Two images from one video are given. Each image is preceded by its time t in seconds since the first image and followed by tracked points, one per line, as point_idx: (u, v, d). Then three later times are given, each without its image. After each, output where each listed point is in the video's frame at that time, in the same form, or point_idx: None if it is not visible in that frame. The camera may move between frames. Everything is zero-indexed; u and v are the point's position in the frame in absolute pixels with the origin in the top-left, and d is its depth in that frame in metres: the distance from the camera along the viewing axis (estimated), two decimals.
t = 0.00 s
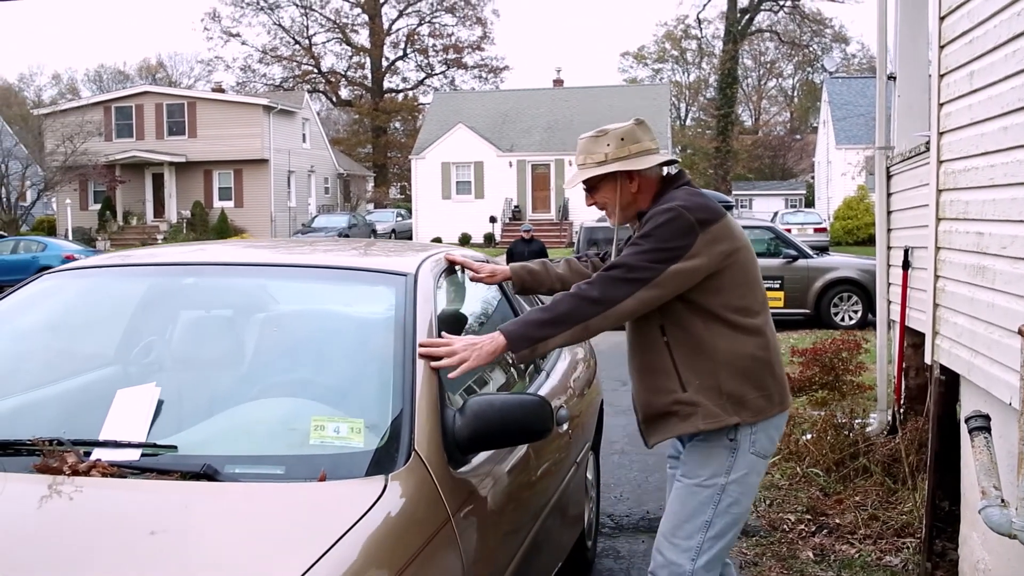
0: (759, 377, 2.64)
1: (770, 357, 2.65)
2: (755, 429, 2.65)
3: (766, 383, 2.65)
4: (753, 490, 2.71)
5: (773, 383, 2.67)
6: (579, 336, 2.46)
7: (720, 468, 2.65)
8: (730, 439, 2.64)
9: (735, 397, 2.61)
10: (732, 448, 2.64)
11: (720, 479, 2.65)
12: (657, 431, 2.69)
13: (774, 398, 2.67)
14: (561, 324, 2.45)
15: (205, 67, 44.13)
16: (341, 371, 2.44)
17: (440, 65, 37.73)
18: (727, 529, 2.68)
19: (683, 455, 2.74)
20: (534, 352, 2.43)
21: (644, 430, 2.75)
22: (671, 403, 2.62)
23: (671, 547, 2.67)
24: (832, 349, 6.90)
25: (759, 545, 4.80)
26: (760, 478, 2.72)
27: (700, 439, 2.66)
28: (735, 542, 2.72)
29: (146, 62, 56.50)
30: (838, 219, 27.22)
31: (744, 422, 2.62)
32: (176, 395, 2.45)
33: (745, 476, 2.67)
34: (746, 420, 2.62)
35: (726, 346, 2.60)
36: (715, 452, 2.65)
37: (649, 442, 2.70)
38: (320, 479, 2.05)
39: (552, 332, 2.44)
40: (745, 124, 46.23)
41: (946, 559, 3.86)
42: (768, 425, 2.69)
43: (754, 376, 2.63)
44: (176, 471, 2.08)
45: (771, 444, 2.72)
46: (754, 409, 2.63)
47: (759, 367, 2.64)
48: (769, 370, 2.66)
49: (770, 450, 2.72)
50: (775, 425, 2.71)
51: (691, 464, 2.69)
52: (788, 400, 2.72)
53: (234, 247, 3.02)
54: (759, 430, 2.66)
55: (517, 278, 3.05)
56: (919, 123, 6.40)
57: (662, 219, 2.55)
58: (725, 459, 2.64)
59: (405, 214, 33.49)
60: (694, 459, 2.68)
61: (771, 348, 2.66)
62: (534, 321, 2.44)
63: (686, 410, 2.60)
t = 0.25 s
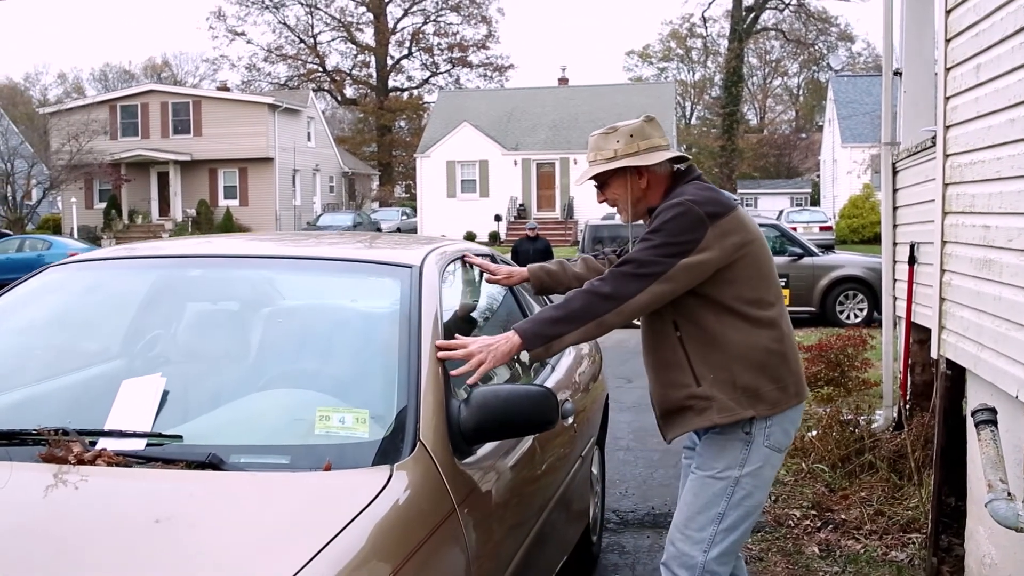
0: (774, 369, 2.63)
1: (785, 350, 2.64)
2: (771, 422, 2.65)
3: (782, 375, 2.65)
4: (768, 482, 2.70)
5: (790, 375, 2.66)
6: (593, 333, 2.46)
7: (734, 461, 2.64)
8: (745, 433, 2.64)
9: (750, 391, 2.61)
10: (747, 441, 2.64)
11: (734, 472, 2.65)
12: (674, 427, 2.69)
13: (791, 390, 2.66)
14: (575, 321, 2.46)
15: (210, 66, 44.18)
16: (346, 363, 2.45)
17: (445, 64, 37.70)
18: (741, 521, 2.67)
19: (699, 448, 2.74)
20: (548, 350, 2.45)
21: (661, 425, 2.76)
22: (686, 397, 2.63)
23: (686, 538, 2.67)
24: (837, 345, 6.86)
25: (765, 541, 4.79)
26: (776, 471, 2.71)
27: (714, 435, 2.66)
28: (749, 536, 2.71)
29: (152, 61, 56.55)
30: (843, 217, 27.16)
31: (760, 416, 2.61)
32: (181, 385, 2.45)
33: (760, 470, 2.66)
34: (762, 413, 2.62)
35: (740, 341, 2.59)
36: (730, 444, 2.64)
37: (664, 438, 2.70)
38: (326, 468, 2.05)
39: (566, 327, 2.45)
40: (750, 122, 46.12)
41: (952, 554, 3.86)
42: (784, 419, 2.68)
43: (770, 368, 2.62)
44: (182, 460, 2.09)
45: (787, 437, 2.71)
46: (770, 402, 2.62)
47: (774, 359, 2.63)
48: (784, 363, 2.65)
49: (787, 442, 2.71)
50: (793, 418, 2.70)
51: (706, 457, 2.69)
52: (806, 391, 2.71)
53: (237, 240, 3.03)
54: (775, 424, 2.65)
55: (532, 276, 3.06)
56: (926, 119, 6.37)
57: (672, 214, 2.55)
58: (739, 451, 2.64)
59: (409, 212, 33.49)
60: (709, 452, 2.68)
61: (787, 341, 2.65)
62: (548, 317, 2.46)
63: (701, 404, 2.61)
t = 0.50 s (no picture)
0: (782, 365, 2.63)
1: (793, 344, 2.64)
2: (779, 419, 2.64)
3: (790, 370, 2.64)
4: (776, 478, 2.69)
5: (798, 370, 2.66)
6: (601, 332, 2.46)
7: (741, 458, 2.64)
8: (754, 430, 2.63)
9: (759, 387, 2.61)
10: (755, 438, 2.63)
11: (742, 469, 2.64)
12: (682, 426, 2.69)
13: (799, 386, 2.66)
14: (582, 321, 2.46)
15: (215, 68, 44.29)
16: (351, 358, 2.45)
17: (450, 65, 37.72)
18: (748, 518, 2.66)
19: (707, 445, 2.73)
20: (557, 349, 2.44)
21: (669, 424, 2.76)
22: (693, 396, 2.63)
23: (693, 536, 2.66)
24: (843, 344, 6.87)
25: (770, 540, 4.78)
26: (783, 467, 2.71)
27: (722, 433, 2.65)
28: (756, 533, 2.70)
29: (158, 63, 56.69)
30: (849, 218, 27.11)
31: (768, 412, 2.61)
32: (187, 380, 2.46)
33: (769, 467, 2.66)
34: (770, 411, 2.61)
35: (747, 337, 2.59)
36: (738, 442, 2.64)
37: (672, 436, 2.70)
38: (331, 461, 2.05)
39: (574, 326, 2.46)
40: (755, 124, 46.06)
41: (959, 552, 3.85)
42: (793, 415, 2.67)
43: (777, 363, 2.62)
44: (187, 452, 2.09)
45: (796, 433, 2.70)
46: (779, 397, 2.62)
47: (782, 354, 2.62)
48: (792, 358, 2.64)
49: (796, 439, 2.70)
50: (801, 414, 2.70)
51: (714, 454, 2.69)
52: (814, 385, 2.70)
53: (243, 236, 3.03)
54: (783, 420, 2.65)
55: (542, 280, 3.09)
56: (932, 116, 6.36)
57: (677, 212, 2.54)
58: (747, 448, 2.64)
59: (414, 213, 33.53)
60: (717, 449, 2.68)
61: (794, 335, 2.64)
62: (556, 316, 2.46)
63: (707, 402, 2.61)
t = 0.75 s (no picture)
0: (788, 362, 2.62)
1: (798, 341, 2.63)
2: (786, 416, 2.63)
3: (796, 367, 2.64)
4: (783, 476, 2.68)
5: (804, 366, 2.65)
6: (607, 336, 2.46)
7: (747, 457, 2.63)
8: (761, 428, 2.63)
9: (765, 386, 2.60)
10: (761, 435, 2.63)
11: (748, 466, 2.64)
12: (690, 428, 2.70)
13: (806, 382, 2.65)
14: (587, 326, 2.46)
15: (220, 71, 44.33)
16: (356, 355, 2.46)
17: (455, 69, 37.76)
18: (755, 517, 2.65)
19: (713, 444, 2.73)
20: (562, 354, 2.45)
21: (676, 427, 2.76)
22: (699, 398, 2.64)
23: (699, 535, 2.66)
24: (848, 346, 6.86)
25: (775, 540, 4.78)
26: (790, 464, 2.70)
27: (727, 434, 2.65)
28: (763, 531, 2.69)
29: (163, 67, 56.73)
30: (854, 222, 27.07)
31: (776, 410, 2.60)
32: (192, 375, 2.47)
33: (775, 465, 2.65)
34: (778, 408, 2.61)
35: (751, 337, 2.59)
36: (743, 440, 2.64)
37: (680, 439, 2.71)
38: (336, 456, 2.06)
39: (580, 330, 2.46)
40: (760, 128, 45.99)
41: (965, 553, 3.83)
42: (800, 412, 2.67)
43: (783, 359, 2.61)
44: (193, 447, 2.10)
45: (803, 430, 2.70)
46: (786, 395, 2.62)
47: (788, 351, 2.62)
48: (797, 354, 2.63)
49: (803, 436, 2.70)
50: (808, 410, 2.69)
51: (720, 453, 2.69)
52: (821, 381, 2.69)
53: (248, 234, 3.04)
54: (790, 418, 2.65)
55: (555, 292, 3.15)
56: (937, 117, 6.34)
57: (675, 214, 2.54)
58: (753, 445, 2.63)
59: (419, 216, 33.55)
60: (723, 448, 2.67)
61: (798, 330, 2.64)
62: (561, 320, 2.46)
63: (714, 404, 2.61)
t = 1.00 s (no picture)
0: (790, 358, 2.62)
1: (799, 336, 2.63)
2: (790, 414, 2.63)
3: (799, 362, 2.63)
4: (788, 473, 2.68)
5: (806, 361, 2.65)
6: (612, 340, 2.47)
7: (751, 455, 2.63)
8: (766, 428, 2.63)
9: (770, 383, 2.60)
10: (766, 434, 2.63)
11: (752, 465, 2.63)
12: (696, 431, 2.70)
13: (809, 378, 2.65)
14: (593, 329, 2.46)
15: (224, 75, 44.41)
16: (360, 353, 2.46)
17: (459, 72, 37.78)
18: (760, 515, 2.65)
19: (716, 444, 2.73)
20: (566, 355, 2.46)
21: (681, 430, 2.77)
22: (703, 402, 2.64)
23: (703, 534, 2.66)
24: (852, 347, 6.86)
25: (779, 541, 4.77)
26: (795, 462, 2.69)
27: (731, 435, 2.65)
28: (768, 529, 2.69)
29: (167, 71, 56.85)
30: (858, 225, 27.05)
31: (781, 408, 2.61)
32: (197, 373, 2.48)
33: (780, 462, 2.65)
34: (783, 406, 2.61)
35: (752, 337, 2.59)
36: (748, 439, 2.63)
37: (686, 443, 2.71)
38: (340, 452, 2.07)
39: (583, 336, 2.46)
40: (764, 131, 45.98)
41: (969, 554, 3.83)
42: (804, 409, 2.66)
43: (785, 356, 2.61)
44: (197, 443, 2.11)
45: (809, 425, 2.70)
46: (790, 391, 2.62)
47: (789, 347, 2.61)
48: (798, 350, 2.63)
49: (808, 432, 2.70)
50: (813, 405, 2.69)
51: (724, 452, 2.69)
52: (824, 374, 2.69)
53: (251, 233, 3.05)
54: (795, 416, 2.64)
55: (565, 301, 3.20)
56: (942, 117, 6.33)
57: (668, 218, 2.53)
58: (758, 444, 2.63)
59: (422, 220, 33.58)
60: (727, 448, 2.67)
61: (798, 325, 2.63)
62: (565, 324, 2.47)
63: (718, 407, 2.62)
